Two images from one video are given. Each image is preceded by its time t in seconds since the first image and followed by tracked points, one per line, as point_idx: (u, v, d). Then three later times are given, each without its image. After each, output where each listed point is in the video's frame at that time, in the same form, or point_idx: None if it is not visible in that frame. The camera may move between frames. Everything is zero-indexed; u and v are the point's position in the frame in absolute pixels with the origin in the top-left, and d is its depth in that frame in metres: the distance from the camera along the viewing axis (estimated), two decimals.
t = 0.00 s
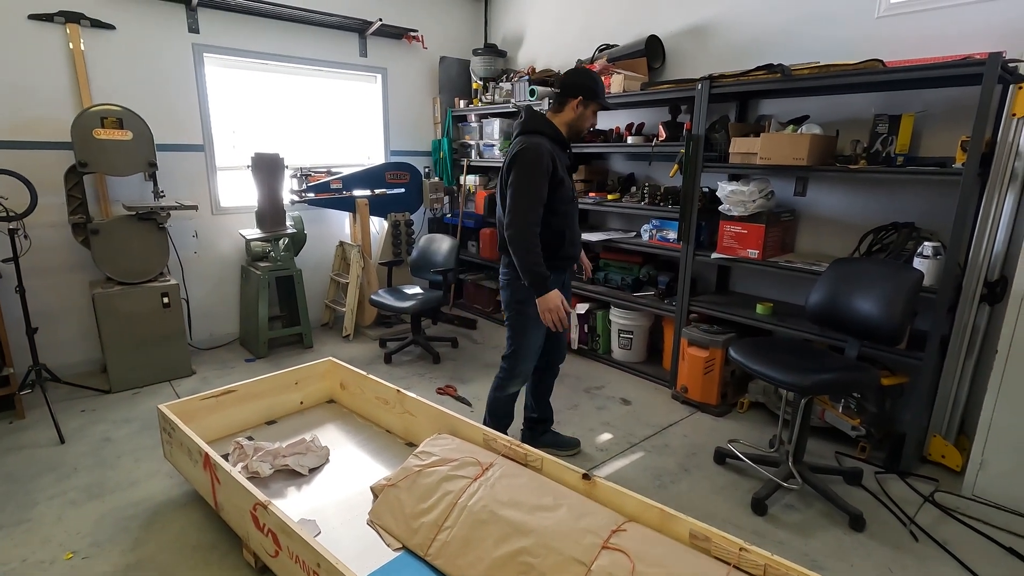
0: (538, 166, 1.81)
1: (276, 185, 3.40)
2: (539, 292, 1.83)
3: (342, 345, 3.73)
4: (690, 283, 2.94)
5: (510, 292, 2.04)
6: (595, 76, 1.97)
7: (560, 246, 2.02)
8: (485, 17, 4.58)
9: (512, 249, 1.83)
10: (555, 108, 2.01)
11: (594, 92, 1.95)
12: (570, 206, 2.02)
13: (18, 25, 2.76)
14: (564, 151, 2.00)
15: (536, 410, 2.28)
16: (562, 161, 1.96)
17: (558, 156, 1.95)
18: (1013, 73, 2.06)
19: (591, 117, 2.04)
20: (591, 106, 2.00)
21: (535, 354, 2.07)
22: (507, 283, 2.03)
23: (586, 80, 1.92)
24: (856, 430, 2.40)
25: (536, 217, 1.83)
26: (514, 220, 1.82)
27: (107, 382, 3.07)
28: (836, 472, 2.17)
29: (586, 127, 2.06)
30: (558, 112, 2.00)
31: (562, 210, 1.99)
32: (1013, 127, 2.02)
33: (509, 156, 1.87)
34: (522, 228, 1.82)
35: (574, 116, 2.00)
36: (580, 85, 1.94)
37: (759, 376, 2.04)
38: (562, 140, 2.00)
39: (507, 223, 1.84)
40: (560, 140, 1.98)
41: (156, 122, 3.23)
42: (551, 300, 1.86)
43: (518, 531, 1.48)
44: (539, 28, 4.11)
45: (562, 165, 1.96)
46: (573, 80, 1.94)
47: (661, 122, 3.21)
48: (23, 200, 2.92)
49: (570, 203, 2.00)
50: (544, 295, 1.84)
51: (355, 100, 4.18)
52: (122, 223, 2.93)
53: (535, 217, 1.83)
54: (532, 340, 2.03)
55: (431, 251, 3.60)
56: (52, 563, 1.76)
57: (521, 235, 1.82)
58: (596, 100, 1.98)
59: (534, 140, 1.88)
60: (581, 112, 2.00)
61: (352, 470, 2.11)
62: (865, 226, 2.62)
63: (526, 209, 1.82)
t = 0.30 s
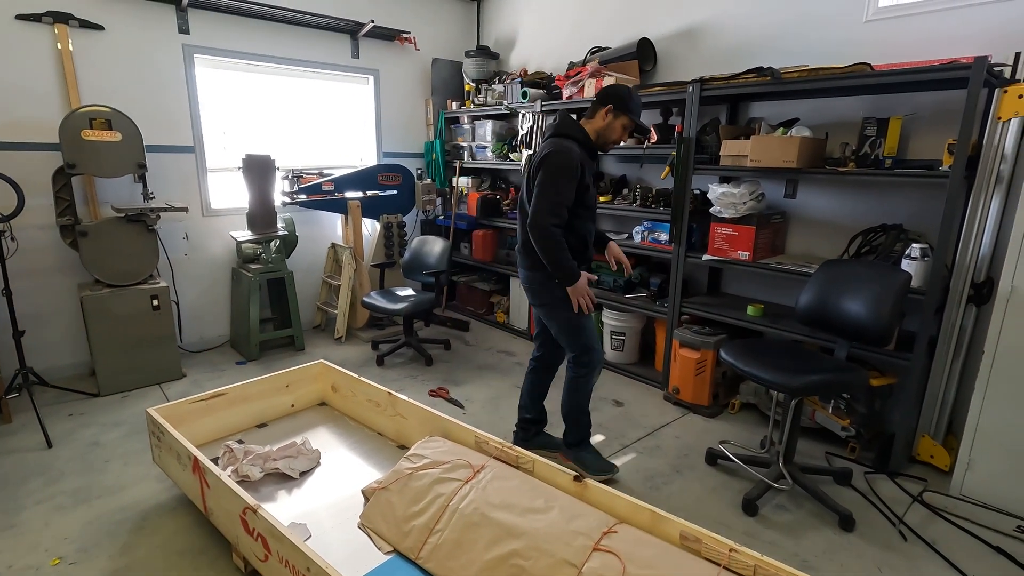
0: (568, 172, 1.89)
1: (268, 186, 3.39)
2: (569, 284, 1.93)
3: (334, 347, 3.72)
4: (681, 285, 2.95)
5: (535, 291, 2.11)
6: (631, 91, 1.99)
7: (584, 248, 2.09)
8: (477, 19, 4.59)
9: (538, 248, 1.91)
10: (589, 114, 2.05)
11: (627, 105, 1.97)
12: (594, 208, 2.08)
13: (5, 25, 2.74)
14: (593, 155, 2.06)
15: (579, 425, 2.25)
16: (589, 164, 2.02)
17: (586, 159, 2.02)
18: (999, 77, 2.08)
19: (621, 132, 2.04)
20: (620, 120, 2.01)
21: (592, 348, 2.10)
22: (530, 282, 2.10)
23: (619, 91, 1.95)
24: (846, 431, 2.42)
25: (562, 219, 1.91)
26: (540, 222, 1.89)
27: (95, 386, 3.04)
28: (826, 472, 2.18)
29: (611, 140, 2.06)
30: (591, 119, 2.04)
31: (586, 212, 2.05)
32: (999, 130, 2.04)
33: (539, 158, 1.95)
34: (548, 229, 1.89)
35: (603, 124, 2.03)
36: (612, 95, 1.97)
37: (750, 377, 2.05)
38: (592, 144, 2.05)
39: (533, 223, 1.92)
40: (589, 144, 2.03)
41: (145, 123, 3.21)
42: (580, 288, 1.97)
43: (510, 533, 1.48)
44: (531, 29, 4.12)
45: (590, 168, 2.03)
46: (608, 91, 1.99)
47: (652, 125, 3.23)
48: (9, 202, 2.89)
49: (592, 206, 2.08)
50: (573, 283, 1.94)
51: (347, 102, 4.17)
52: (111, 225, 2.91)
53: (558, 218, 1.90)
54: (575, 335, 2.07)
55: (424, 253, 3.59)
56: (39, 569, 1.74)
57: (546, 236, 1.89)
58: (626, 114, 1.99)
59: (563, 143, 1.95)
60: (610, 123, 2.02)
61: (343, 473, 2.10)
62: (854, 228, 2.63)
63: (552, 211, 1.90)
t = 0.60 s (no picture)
0: (602, 190, 1.89)
1: (256, 188, 3.37)
2: (576, 314, 1.95)
3: (323, 350, 3.70)
4: (669, 286, 2.96)
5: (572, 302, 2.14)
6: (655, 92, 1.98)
7: (620, 256, 2.11)
8: (467, 22, 4.59)
9: (570, 267, 1.94)
10: (612, 122, 2.04)
11: (652, 110, 1.97)
12: (626, 218, 2.10)
13: None
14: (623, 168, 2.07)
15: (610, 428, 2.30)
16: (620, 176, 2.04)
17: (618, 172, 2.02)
18: (979, 82, 2.11)
19: (648, 132, 2.05)
20: (646, 122, 2.00)
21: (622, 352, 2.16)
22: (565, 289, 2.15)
23: (645, 101, 1.94)
24: (831, 431, 2.44)
25: (598, 236, 1.92)
26: (575, 239, 1.91)
27: (80, 390, 3.00)
28: (811, 473, 2.20)
29: (641, 143, 2.06)
30: (615, 126, 2.03)
31: (618, 223, 2.07)
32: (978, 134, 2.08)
33: (572, 175, 1.96)
34: (585, 246, 1.91)
35: (629, 131, 2.02)
36: (638, 105, 1.96)
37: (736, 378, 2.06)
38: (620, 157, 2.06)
39: (570, 240, 1.94)
40: (617, 158, 2.04)
41: (130, 124, 3.18)
42: (585, 322, 1.96)
43: (495, 535, 1.48)
44: (520, 32, 4.12)
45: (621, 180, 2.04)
46: (630, 97, 1.97)
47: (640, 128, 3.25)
48: None
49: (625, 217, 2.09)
50: (578, 317, 1.95)
51: (336, 104, 4.16)
52: (97, 227, 2.89)
53: (595, 236, 1.92)
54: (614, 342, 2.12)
55: (413, 255, 3.59)
56: None
57: (580, 255, 1.91)
58: (652, 116, 1.98)
59: (595, 158, 1.95)
60: (636, 128, 2.01)
61: (330, 476, 2.09)
62: (839, 230, 2.66)
63: (590, 228, 1.91)
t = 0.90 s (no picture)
0: (609, 182, 1.92)
1: (243, 189, 3.35)
2: (621, 289, 1.94)
3: (311, 352, 3.68)
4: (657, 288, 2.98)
5: (588, 294, 2.16)
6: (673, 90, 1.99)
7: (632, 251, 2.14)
8: (456, 24, 4.59)
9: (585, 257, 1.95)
10: (632, 122, 2.06)
11: (670, 107, 1.98)
12: (639, 215, 2.11)
13: None
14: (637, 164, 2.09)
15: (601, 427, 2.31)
16: (633, 172, 2.06)
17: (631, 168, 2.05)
18: (959, 86, 2.15)
19: (668, 130, 2.06)
20: (666, 119, 2.01)
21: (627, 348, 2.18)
22: (584, 282, 2.16)
23: (660, 100, 1.96)
24: (817, 431, 2.46)
25: (607, 229, 1.95)
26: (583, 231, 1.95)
27: (63, 394, 2.96)
28: (797, 472, 2.22)
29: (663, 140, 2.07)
30: (636, 126, 2.05)
31: (628, 219, 2.09)
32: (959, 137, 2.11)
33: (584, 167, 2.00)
34: (593, 239, 1.94)
35: (649, 130, 2.04)
36: (657, 104, 1.97)
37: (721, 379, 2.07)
38: (635, 153, 2.08)
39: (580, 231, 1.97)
40: (632, 153, 2.07)
41: (115, 125, 3.15)
42: (633, 296, 1.95)
43: (481, 537, 1.48)
44: (509, 34, 4.13)
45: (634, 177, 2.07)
46: (648, 97, 1.98)
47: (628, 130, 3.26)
48: None
49: (640, 212, 2.12)
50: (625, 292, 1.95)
51: (325, 105, 4.15)
52: (80, 229, 2.86)
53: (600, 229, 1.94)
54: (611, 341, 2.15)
55: (401, 257, 3.58)
56: None
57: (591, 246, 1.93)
58: (672, 113, 1.99)
59: (608, 152, 1.99)
60: (657, 127, 2.03)
61: (316, 479, 2.08)
62: (824, 232, 2.69)
63: (598, 219, 1.93)
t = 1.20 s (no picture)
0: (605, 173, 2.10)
1: (218, 191, 3.29)
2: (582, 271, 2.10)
3: (290, 357, 3.63)
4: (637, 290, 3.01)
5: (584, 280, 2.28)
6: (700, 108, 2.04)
7: (625, 250, 2.22)
8: (436, 26, 4.58)
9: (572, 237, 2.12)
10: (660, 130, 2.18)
11: (687, 120, 2.03)
12: (644, 219, 2.19)
13: None
14: (653, 170, 2.20)
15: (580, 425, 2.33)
16: (644, 175, 2.17)
17: (640, 169, 2.16)
18: (927, 91, 2.20)
19: (688, 145, 2.12)
20: (686, 132, 2.08)
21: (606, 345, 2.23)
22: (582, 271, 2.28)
23: (678, 113, 2.01)
24: (793, 430, 2.51)
25: (595, 216, 2.10)
26: (573, 210, 2.11)
27: (31, 402, 2.88)
28: (774, 471, 2.25)
29: (685, 154, 2.13)
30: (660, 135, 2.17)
31: (630, 218, 2.19)
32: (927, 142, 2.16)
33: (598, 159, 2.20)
34: (581, 224, 2.09)
35: (669, 140, 2.14)
36: (677, 116, 2.05)
37: (700, 381, 2.08)
38: (653, 158, 2.18)
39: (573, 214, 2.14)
40: (649, 157, 2.19)
41: (85, 125, 3.07)
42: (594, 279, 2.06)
43: (461, 542, 1.47)
44: (489, 37, 4.14)
45: (644, 180, 2.17)
46: (677, 111, 2.06)
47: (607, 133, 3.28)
48: None
49: (643, 215, 2.20)
50: (588, 274, 2.09)
51: (304, 107, 4.11)
52: (48, 232, 2.78)
53: (590, 217, 2.09)
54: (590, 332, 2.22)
55: (382, 260, 3.56)
56: None
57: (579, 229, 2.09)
58: (690, 126, 2.05)
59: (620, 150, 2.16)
60: (676, 138, 2.11)
61: (294, 485, 2.05)
62: (799, 234, 2.73)
63: (589, 207, 2.09)
